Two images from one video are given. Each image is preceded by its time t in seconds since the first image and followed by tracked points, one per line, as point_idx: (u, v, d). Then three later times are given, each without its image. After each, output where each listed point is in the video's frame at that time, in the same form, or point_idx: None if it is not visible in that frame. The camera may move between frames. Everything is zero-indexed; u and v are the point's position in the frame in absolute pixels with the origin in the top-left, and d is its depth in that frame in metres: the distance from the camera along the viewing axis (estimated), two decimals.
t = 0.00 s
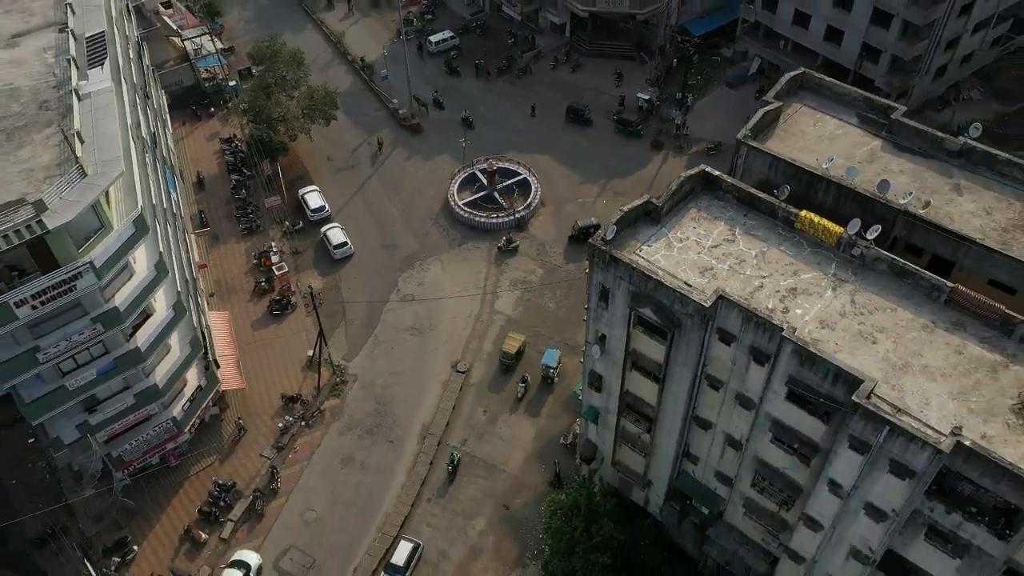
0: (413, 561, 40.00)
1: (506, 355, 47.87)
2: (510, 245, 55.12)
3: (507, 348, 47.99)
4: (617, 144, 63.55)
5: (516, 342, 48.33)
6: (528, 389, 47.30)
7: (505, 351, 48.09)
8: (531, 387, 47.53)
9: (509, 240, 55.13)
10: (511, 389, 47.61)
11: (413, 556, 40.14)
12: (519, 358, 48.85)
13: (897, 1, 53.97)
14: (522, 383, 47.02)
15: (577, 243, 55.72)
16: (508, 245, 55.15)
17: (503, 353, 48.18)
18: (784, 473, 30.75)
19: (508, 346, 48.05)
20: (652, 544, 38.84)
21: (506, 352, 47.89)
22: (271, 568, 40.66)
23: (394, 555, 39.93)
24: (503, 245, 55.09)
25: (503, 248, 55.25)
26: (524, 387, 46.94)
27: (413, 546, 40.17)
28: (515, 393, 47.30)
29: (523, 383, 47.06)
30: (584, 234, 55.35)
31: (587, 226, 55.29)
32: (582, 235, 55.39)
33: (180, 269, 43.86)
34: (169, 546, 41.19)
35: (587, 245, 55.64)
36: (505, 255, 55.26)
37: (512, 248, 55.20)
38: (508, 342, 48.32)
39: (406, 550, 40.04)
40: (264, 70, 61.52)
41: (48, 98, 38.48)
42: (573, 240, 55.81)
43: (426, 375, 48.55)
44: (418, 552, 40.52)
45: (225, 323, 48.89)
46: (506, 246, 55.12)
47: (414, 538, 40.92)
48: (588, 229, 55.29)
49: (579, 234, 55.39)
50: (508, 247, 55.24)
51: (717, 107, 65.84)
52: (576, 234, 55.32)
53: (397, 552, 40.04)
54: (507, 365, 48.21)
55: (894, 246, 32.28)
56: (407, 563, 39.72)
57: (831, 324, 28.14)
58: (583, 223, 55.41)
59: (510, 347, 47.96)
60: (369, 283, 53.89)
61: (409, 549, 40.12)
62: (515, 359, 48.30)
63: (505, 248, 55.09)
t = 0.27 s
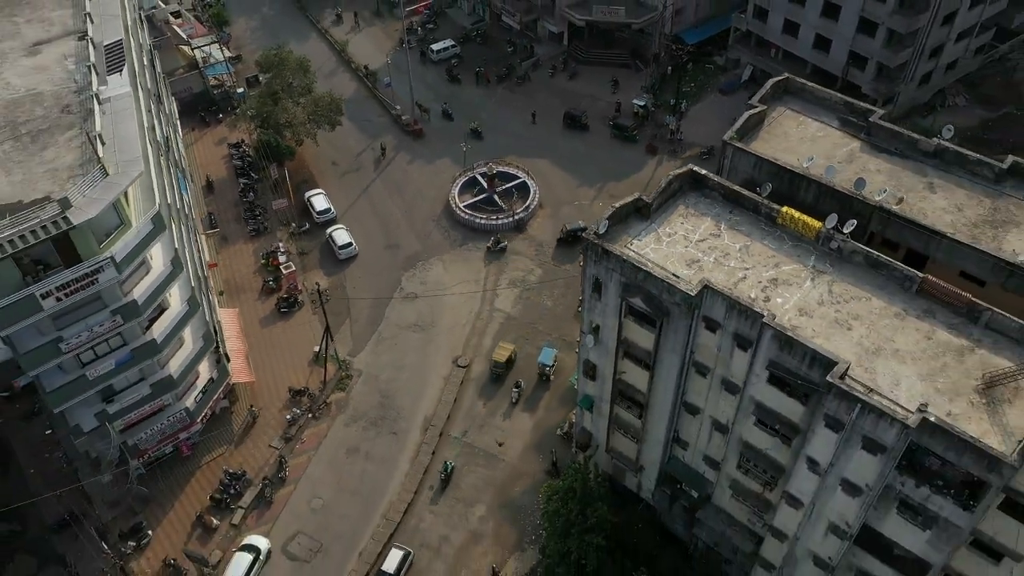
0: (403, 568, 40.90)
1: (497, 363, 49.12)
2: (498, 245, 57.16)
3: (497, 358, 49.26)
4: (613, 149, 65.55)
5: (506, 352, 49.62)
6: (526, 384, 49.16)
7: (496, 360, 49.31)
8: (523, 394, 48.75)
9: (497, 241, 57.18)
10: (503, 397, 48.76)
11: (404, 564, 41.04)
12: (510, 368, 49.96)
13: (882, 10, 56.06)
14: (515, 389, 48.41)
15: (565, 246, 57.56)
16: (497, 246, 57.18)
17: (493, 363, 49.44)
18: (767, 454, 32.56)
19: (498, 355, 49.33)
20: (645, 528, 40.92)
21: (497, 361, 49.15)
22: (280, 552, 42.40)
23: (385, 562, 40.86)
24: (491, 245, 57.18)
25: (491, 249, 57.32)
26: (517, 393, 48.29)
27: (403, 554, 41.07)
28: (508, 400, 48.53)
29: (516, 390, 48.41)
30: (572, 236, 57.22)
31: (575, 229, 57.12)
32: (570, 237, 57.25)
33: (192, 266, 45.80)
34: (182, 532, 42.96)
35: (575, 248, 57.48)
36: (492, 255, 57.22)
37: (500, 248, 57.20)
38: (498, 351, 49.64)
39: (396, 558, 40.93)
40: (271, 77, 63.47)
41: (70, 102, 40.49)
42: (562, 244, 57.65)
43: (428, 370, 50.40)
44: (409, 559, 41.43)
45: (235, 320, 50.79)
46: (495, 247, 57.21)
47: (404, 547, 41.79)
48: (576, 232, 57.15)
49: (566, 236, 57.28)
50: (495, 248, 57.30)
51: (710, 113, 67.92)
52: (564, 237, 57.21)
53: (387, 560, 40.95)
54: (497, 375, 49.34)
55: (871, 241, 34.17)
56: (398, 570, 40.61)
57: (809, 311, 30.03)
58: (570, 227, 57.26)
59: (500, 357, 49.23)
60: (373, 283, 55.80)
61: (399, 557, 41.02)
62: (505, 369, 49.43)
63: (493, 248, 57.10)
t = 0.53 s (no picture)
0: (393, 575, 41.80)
1: (488, 372, 50.29)
2: (486, 245, 59.57)
3: (488, 366, 50.43)
4: (609, 154, 67.74)
5: (497, 360, 50.81)
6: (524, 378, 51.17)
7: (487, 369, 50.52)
8: (516, 400, 50.18)
9: (485, 240, 59.62)
10: (496, 403, 50.12)
11: (394, 570, 41.99)
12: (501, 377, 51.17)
13: (866, 20, 58.32)
14: (509, 394, 49.85)
15: (553, 248, 59.61)
16: (486, 246, 59.56)
17: (485, 371, 50.64)
18: (750, 436, 34.56)
19: (489, 364, 50.51)
20: (638, 512, 42.99)
21: (489, 369, 50.35)
22: (289, 537, 44.33)
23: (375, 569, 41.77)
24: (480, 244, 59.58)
25: (479, 248, 59.74)
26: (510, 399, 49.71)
27: (392, 562, 41.98)
28: (501, 406, 49.90)
29: (509, 396, 49.74)
30: (560, 239, 59.27)
31: (563, 232, 59.07)
32: (558, 240, 59.31)
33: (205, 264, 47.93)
34: (195, 517, 44.90)
35: (564, 250, 59.52)
36: (481, 254, 59.52)
37: (488, 247, 59.55)
38: (489, 360, 50.85)
39: (386, 564, 41.86)
40: (278, 84, 65.67)
41: (91, 107, 42.65)
42: (550, 247, 59.74)
43: (430, 365, 52.43)
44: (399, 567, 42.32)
45: (245, 316, 52.88)
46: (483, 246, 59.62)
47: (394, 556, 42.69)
48: (563, 235, 59.13)
49: (554, 239, 59.38)
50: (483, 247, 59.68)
51: (703, 119, 70.15)
52: (551, 240, 59.28)
53: (377, 567, 41.86)
54: (488, 384, 50.57)
55: (849, 236, 36.25)
56: None
57: (788, 300, 32.10)
58: (557, 230, 59.26)
59: (491, 365, 50.42)
60: (377, 282, 57.90)
61: (389, 564, 41.92)
62: (496, 377, 50.66)
63: (482, 248, 59.45)
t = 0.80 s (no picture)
0: None
1: (478, 383, 51.57)
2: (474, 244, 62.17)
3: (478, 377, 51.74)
4: (604, 160, 70.13)
5: (486, 371, 52.10)
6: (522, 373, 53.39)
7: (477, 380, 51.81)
8: (515, 393, 52.37)
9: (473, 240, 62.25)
10: (487, 412, 51.44)
11: None
12: (491, 386, 52.54)
13: (850, 30, 60.84)
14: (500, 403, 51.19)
15: (540, 251, 61.73)
16: (474, 245, 62.15)
17: (475, 381, 51.93)
18: (734, 420, 36.76)
19: (479, 374, 51.80)
20: (630, 497, 45.22)
21: (478, 380, 51.65)
22: (297, 521, 46.43)
23: None
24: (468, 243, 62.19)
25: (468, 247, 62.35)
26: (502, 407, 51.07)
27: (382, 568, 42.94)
28: (493, 413, 51.28)
29: (501, 403, 51.14)
30: (545, 242, 61.36)
31: (549, 235, 61.26)
32: (545, 244, 61.46)
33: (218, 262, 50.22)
34: (207, 504, 47.03)
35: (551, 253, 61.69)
36: (470, 253, 62.11)
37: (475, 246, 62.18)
38: (479, 370, 52.16)
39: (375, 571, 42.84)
40: (286, 92, 68.02)
41: (111, 112, 45.03)
42: (537, 250, 61.85)
43: (432, 360, 54.64)
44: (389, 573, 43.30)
45: (254, 313, 55.13)
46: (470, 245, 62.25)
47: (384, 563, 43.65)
48: (550, 238, 61.30)
49: (541, 243, 61.51)
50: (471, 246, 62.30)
51: (695, 126, 72.62)
52: (538, 243, 61.47)
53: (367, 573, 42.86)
54: (478, 394, 51.83)
55: (827, 233, 38.57)
56: None
57: (768, 290, 34.37)
58: (544, 235, 61.42)
59: (481, 376, 51.71)
60: (381, 281, 60.18)
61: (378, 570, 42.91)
62: (486, 387, 51.96)
63: (471, 247, 62.07)
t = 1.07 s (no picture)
0: None
1: (470, 393, 52.75)
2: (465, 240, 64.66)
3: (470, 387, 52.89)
4: (601, 165, 72.24)
5: (478, 380, 53.28)
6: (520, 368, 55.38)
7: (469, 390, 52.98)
8: (513, 388, 54.32)
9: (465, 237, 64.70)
10: (480, 418, 52.72)
11: None
12: (483, 394, 53.75)
13: (837, 39, 63.06)
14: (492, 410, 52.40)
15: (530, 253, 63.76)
16: (465, 243, 64.57)
17: (467, 391, 53.10)
18: (721, 407, 38.72)
19: (471, 384, 52.96)
20: (623, 485, 47.19)
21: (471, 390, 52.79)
22: (304, 509, 48.31)
23: None
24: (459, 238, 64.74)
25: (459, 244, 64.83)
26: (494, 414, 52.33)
27: None
28: (486, 420, 52.51)
29: (493, 410, 52.40)
30: (534, 245, 63.47)
31: (539, 239, 63.43)
32: (535, 246, 63.54)
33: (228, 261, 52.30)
34: (217, 493, 48.95)
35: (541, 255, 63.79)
36: (462, 251, 64.62)
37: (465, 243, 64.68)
38: (471, 380, 53.33)
39: None
40: (292, 99, 70.21)
41: (128, 117, 47.20)
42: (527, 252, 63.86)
43: (434, 356, 56.63)
44: None
45: (262, 311, 57.17)
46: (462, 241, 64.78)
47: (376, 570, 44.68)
48: (539, 242, 63.44)
49: (530, 245, 63.60)
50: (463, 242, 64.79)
51: (688, 132, 74.79)
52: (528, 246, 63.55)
53: None
54: (471, 403, 53.02)
55: (809, 231, 40.61)
56: None
57: (751, 283, 36.41)
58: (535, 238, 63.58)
59: (473, 386, 52.88)
60: (384, 281, 62.22)
61: None
62: (478, 396, 53.16)
63: (462, 244, 64.58)
